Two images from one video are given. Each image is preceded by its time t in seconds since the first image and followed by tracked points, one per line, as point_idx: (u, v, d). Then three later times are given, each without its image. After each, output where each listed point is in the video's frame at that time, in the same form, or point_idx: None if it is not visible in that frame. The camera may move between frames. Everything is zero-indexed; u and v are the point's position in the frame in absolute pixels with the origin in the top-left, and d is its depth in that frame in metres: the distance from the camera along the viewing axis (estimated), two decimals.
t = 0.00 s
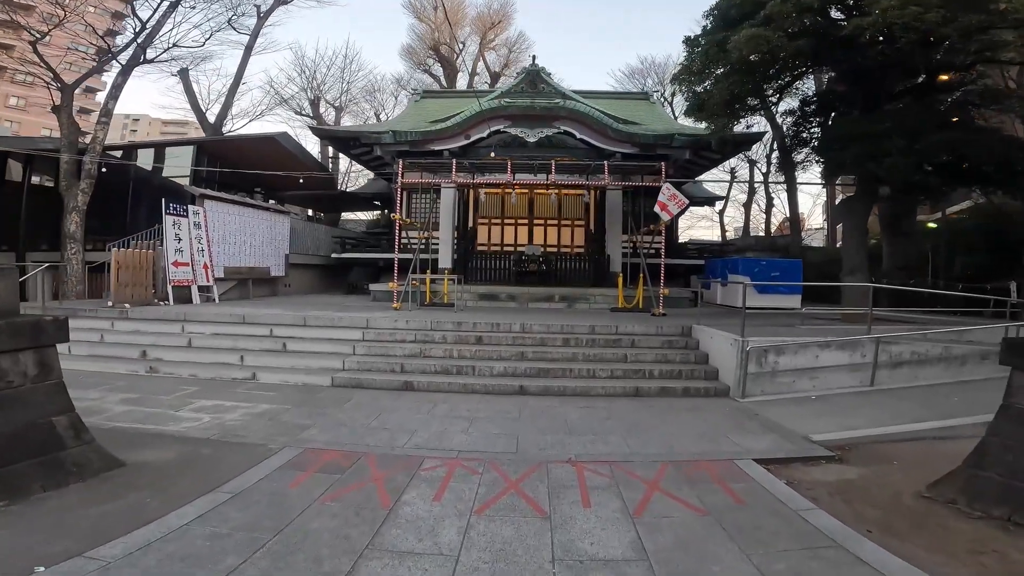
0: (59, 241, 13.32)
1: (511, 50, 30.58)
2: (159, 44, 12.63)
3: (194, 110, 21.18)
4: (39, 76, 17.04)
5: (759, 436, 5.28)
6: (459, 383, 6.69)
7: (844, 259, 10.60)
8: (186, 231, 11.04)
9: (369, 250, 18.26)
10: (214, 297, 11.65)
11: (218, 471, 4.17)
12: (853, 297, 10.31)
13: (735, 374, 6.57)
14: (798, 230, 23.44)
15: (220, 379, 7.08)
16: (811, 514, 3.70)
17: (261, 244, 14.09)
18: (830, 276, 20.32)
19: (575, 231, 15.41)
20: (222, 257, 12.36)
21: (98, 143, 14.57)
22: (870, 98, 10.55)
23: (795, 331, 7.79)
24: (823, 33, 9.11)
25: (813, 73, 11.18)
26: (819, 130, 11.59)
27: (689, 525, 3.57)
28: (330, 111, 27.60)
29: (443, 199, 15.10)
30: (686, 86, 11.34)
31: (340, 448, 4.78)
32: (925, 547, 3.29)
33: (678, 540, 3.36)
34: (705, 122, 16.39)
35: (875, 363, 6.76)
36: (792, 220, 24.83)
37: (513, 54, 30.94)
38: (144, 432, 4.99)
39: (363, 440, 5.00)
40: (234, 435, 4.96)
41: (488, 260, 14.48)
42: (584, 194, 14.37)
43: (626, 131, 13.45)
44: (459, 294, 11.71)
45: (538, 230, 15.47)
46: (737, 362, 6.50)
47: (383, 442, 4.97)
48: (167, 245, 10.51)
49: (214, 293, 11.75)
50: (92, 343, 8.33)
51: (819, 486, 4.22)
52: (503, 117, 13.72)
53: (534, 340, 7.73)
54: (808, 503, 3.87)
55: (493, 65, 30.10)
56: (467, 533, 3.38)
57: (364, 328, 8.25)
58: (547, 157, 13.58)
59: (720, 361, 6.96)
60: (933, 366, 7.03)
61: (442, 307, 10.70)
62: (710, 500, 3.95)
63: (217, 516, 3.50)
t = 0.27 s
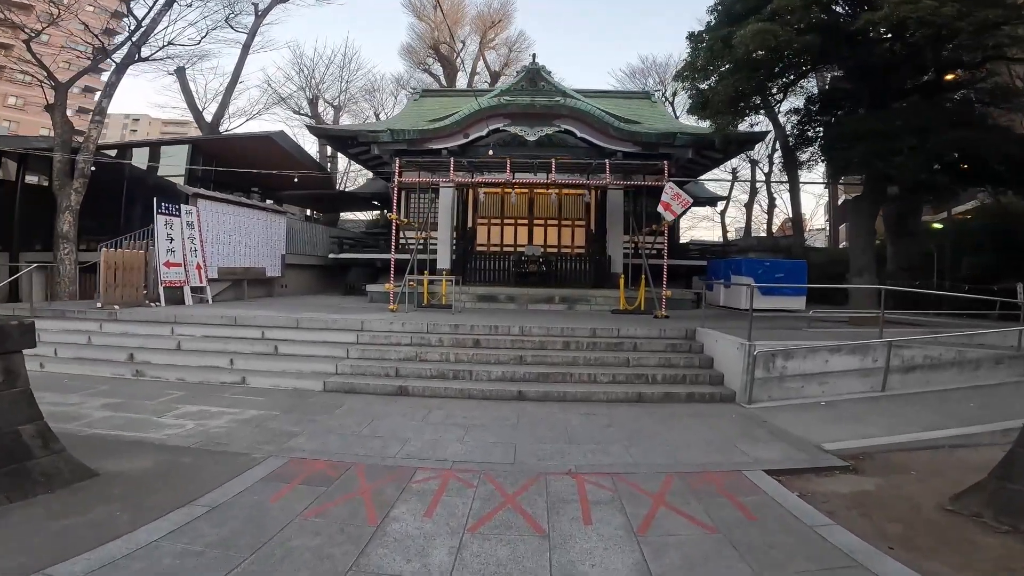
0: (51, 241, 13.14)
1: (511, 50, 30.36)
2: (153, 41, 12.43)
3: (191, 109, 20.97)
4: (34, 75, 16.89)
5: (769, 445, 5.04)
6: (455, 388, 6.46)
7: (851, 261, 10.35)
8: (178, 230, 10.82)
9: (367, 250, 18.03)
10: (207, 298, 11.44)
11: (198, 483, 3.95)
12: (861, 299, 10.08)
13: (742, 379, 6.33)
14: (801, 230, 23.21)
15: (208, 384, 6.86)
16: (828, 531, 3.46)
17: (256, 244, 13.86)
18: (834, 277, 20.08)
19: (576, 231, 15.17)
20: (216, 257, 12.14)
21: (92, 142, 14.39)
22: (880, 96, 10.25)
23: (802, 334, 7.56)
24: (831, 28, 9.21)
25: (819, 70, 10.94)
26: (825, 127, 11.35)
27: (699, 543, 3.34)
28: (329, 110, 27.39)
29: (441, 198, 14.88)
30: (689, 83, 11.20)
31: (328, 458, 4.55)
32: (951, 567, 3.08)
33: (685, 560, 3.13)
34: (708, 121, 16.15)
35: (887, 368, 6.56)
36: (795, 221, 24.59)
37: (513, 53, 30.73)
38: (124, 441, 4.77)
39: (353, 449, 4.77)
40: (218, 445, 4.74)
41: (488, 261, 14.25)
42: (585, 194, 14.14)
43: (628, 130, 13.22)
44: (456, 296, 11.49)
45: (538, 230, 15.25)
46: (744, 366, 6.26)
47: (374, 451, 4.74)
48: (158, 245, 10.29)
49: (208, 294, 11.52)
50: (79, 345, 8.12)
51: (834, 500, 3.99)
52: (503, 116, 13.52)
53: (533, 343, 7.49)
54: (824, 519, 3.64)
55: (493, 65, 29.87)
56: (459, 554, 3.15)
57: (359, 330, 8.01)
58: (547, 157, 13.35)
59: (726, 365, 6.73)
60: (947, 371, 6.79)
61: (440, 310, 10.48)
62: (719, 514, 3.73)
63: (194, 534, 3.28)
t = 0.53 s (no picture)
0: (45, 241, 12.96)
1: (511, 48, 30.16)
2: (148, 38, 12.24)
3: (188, 108, 20.76)
4: (28, 74, 16.70)
5: (779, 452, 4.83)
6: (453, 392, 6.26)
7: (858, 261, 10.13)
8: (172, 229, 10.62)
9: (366, 250, 17.83)
10: (201, 299, 11.23)
11: (181, 494, 3.75)
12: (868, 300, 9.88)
13: (749, 382, 6.13)
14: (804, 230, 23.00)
15: (198, 387, 6.65)
16: (849, 546, 3.26)
17: (252, 244, 13.65)
18: (837, 277, 19.88)
19: (577, 231, 15.02)
20: (211, 257, 11.93)
21: (86, 140, 14.21)
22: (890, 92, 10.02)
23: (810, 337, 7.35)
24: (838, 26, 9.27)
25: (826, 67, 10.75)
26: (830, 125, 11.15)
27: (713, 559, 3.14)
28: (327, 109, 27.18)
29: (440, 198, 14.67)
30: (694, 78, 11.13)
31: (320, 466, 4.34)
32: None
33: None
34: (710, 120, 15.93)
35: (899, 371, 6.38)
36: (798, 221, 24.38)
37: (513, 52, 30.53)
38: (106, 447, 4.58)
39: (346, 457, 4.56)
40: (205, 451, 4.54)
41: (487, 261, 14.05)
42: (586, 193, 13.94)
43: (629, 128, 13.03)
44: (456, 297, 11.29)
45: (539, 230, 15.07)
46: (752, 370, 6.05)
47: (367, 460, 4.53)
48: (151, 244, 10.10)
49: (202, 295, 11.32)
50: (68, 347, 7.91)
51: (852, 511, 3.78)
52: (502, 114, 13.36)
53: (534, 345, 7.28)
54: (845, 533, 3.42)
55: (493, 64, 29.67)
56: (455, 572, 2.94)
57: (354, 331, 7.80)
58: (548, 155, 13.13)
59: (732, 368, 6.52)
60: (960, 374, 6.59)
61: (438, 310, 10.27)
62: (732, 526, 3.53)
63: (172, 550, 3.08)
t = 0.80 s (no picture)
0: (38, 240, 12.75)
1: (511, 47, 29.98)
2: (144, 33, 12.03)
3: (185, 106, 20.52)
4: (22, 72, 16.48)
5: (794, 460, 4.62)
6: (453, 396, 6.04)
7: (866, 261, 10.07)
8: (165, 229, 10.41)
9: (364, 250, 17.61)
10: (195, 299, 11.03)
11: (161, 507, 3.53)
12: (878, 301, 9.67)
13: (760, 386, 5.91)
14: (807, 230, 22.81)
15: (188, 391, 6.43)
16: (878, 564, 3.05)
17: (248, 244, 13.41)
18: (841, 277, 19.67)
19: (578, 231, 14.80)
20: (206, 257, 11.70)
21: (81, 138, 13.99)
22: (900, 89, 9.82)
23: (820, 340, 7.14)
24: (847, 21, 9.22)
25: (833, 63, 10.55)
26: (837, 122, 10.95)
27: None
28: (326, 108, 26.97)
29: (440, 197, 14.45)
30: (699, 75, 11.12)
31: (312, 477, 4.12)
32: None
33: None
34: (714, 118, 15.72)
35: (915, 374, 6.17)
36: (800, 220, 24.19)
37: (513, 51, 30.34)
38: (88, 455, 4.37)
39: (340, 466, 4.35)
40: (190, 459, 4.32)
41: (487, 261, 13.82)
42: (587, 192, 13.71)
43: (632, 125, 12.83)
44: (455, 297, 11.07)
45: (539, 230, 14.86)
46: (762, 373, 5.83)
47: (362, 469, 4.31)
48: (143, 244, 9.89)
49: (197, 295, 11.11)
50: (56, 349, 7.70)
51: (877, 524, 3.58)
52: (503, 111, 13.14)
53: (535, 347, 7.04)
54: (871, 549, 3.22)
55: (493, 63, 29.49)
56: None
57: (350, 333, 7.58)
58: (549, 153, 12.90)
59: (741, 371, 6.30)
60: (976, 377, 6.39)
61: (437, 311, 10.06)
62: (751, 542, 3.32)
63: (150, 569, 2.86)
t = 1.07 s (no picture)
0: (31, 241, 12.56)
1: (511, 47, 29.77)
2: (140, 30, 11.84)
3: (182, 105, 20.29)
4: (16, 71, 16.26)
5: (810, 469, 4.42)
6: (453, 401, 5.84)
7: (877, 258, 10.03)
8: (159, 229, 10.22)
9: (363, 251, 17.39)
10: (191, 300, 10.82)
11: (142, 520, 3.34)
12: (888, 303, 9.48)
13: (772, 391, 5.70)
14: (810, 231, 22.59)
15: (179, 396, 6.22)
16: None
17: (245, 244, 13.20)
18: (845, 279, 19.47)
19: (579, 231, 14.63)
20: (201, 258, 11.49)
21: (75, 137, 13.76)
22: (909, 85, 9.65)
23: (831, 343, 6.94)
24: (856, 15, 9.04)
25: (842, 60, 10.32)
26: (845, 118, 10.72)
27: None
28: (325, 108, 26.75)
29: (440, 197, 14.24)
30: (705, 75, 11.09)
31: (301, 488, 3.89)
32: None
33: None
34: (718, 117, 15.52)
35: (931, 377, 5.99)
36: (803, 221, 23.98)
37: (514, 51, 30.14)
38: (70, 464, 4.17)
39: (336, 475, 4.15)
40: (176, 469, 4.12)
41: (487, 261, 13.60)
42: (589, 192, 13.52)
43: (635, 123, 12.62)
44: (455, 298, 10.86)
45: (540, 230, 14.68)
46: (773, 378, 5.62)
47: (357, 480, 4.11)
48: (136, 244, 9.70)
49: (192, 296, 10.91)
50: (44, 351, 7.49)
51: (905, 538, 3.39)
52: (504, 109, 12.93)
53: (538, 351, 6.82)
54: (902, 568, 3.03)
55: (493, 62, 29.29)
56: None
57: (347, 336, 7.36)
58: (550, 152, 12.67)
59: (751, 375, 6.10)
60: (993, 381, 6.25)
61: (437, 313, 9.85)
62: (774, 557, 3.14)
63: None
